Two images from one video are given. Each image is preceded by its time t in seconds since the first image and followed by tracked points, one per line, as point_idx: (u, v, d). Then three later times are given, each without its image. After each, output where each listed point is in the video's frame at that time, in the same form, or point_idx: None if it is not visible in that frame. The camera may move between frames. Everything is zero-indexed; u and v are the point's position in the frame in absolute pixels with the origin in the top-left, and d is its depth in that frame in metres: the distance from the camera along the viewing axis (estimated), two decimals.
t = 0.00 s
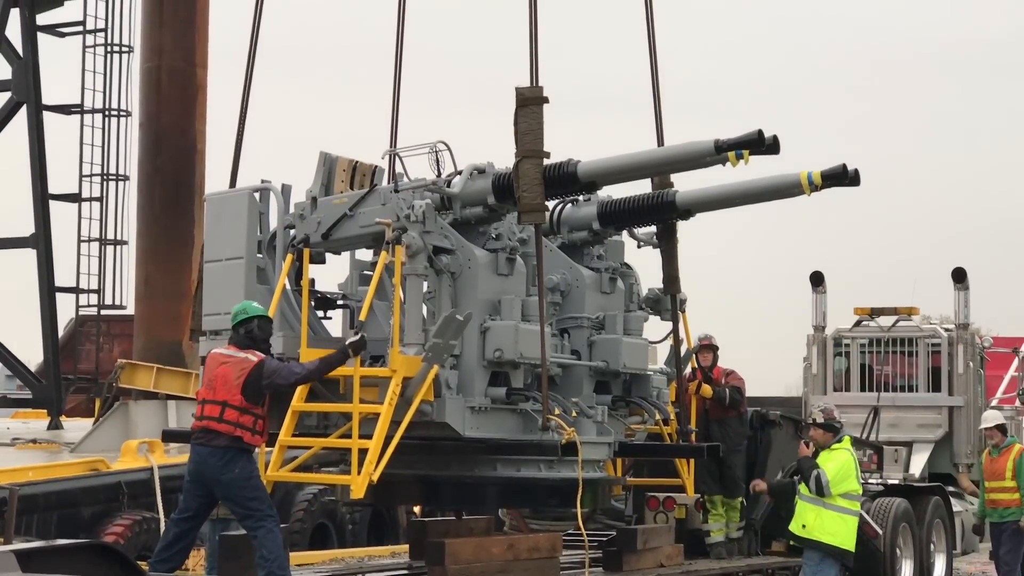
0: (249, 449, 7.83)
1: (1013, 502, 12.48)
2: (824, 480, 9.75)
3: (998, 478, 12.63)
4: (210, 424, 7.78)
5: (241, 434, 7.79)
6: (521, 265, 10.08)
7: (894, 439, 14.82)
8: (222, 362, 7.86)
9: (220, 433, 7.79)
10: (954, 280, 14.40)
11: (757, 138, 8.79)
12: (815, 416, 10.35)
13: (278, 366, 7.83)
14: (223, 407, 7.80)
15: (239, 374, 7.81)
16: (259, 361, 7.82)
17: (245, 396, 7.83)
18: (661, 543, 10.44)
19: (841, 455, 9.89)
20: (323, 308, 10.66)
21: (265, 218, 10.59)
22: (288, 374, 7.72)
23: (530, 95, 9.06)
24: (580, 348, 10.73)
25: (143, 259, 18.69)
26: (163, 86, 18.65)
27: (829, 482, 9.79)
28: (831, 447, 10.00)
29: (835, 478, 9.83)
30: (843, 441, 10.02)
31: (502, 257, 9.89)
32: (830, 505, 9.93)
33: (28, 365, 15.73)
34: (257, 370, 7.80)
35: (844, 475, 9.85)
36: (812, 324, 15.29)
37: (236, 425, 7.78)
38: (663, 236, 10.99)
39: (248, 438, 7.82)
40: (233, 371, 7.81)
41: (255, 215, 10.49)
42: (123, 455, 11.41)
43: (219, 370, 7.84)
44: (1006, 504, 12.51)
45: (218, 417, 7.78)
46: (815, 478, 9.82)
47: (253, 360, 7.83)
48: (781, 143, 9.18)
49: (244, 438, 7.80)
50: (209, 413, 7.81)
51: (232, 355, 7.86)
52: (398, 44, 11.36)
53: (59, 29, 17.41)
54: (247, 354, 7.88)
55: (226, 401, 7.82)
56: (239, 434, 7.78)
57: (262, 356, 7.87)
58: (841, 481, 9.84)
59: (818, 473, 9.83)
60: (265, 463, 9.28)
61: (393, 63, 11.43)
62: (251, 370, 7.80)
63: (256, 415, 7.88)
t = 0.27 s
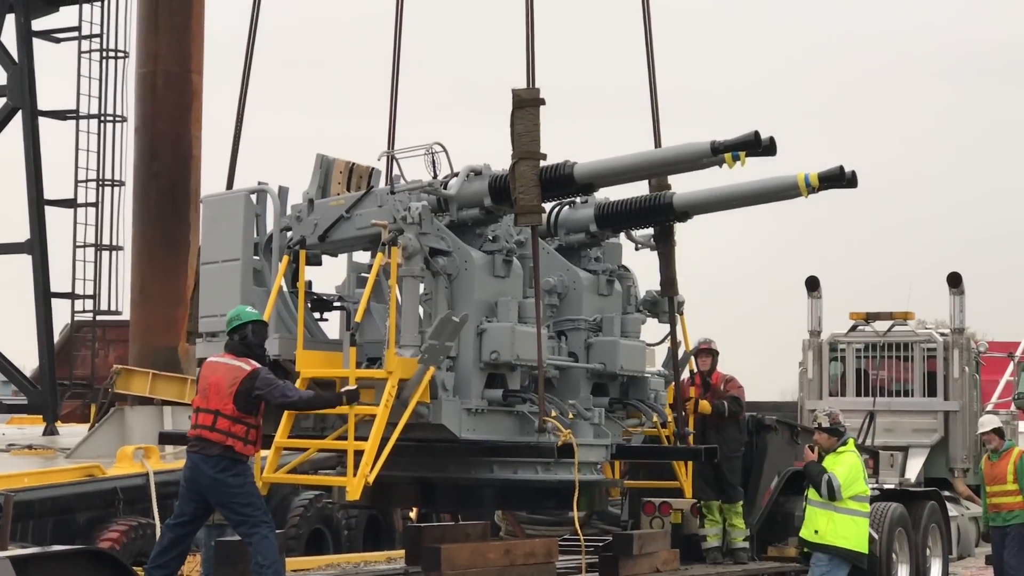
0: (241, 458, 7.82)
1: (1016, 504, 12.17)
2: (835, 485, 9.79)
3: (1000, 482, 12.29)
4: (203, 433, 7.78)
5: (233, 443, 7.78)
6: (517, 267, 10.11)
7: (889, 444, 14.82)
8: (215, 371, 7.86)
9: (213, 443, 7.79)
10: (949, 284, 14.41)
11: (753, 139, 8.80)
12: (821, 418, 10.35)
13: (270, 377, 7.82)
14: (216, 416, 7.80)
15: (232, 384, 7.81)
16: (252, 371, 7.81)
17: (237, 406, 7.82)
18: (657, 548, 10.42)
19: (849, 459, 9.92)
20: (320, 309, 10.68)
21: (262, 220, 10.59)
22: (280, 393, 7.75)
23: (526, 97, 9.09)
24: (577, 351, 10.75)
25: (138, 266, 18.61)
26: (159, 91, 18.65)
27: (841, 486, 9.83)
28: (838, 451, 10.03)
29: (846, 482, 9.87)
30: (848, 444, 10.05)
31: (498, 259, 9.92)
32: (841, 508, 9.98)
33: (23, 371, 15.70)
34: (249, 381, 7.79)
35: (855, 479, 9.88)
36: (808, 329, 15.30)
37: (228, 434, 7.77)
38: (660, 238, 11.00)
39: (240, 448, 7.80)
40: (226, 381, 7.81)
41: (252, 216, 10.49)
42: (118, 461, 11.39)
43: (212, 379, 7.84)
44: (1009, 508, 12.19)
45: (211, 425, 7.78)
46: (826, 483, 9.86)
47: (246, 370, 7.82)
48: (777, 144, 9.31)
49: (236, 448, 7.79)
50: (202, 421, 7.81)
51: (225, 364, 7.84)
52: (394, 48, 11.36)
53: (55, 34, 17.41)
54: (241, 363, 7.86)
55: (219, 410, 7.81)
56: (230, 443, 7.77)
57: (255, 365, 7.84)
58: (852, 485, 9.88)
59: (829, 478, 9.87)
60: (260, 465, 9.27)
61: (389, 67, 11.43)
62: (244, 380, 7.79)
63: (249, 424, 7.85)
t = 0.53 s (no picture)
0: (238, 464, 7.80)
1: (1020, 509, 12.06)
2: (844, 492, 9.76)
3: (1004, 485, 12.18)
4: (200, 438, 7.78)
5: (228, 449, 7.76)
6: (516, 268, 10.11)
7: (887, 448, 14.82)
8: (215, 377, 7.86)
9: (209, 448, 7.78)
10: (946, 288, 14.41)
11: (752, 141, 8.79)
12: (828, 422, 10.17)
13: (269, 386, 7.84)
14: (213, 422, 7.79)
15: (230, 390, 7.81)
16: (251, 377, 7.82)
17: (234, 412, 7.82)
18: (655, 553, 10.39)
19: (856, 465, 9.90)
20: (319, 311, 10.69)
21: (260, 222, 10.59)
22: (278, 401, 7.78)
23: (524, 98, 9.09)
24: (576, 353, 10.75)
25: (136, 271, 18.60)
26: (156, 96, 18.65)
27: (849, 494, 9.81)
28: (844, 457, 9.98)
29: (854, 489, 9.86)
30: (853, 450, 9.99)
31: (497, 260, 9.92)
32: (848, 514, 9.97)
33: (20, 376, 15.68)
34: (247, 387, 7.80)
35: (861, 485, 9.88)
36: (805, 333, 15.30)
37: (224, 440, 7.76)
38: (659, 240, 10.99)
39: (236, 454, 7.78)
40: (224, 387, 7.81)
41: (250, 218, 10.49)
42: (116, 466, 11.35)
43: (211, 385, 7.85)
44: (1012, 511, 12.11)
45: (207, 431, 7.78)
46: (834, 491, 9.82)
47: (245, 376, 7.83)
48: (776, 146, 9.30)
49: (232, 454, 7.77)
50: (199, 427, 7.81)
51: (223, 370, 7.85)
52: (392, 53, 11.36)
53: (52, 39, 17.41)
54: (240, 369, 7.88)
55: (216, 416, 7.81)
56: (226, 449, 7.75)
57: (254, 372, 7.86)
58: (859, 491, 9.87)
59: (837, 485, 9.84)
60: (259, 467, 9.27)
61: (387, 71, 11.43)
62: (242, 386, 7.80)
63: (246, 430, 7.84)
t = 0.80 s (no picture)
0: (235, 473, 7.80)
1: None
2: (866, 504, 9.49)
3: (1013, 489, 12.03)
4: (198, 445, 7.81)
5: (224, 458, 7.77)
6: (517, 273, 10.11)
7: (887, 452, 14.80)
8: (219, 385, 7.86)
9: (207, 455, 7.81)
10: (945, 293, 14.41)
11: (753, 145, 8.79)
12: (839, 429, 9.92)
13: (271, 397, 7.80)
14: (212, 430, 7.81)
15: (230, 399, 7.80)
16: (253, 388, 7.80)
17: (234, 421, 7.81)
18: (655, 558, 10.35)
19: (874, 476, 9.66)
20: (319, 316, 10.68)
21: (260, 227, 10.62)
22: (280, 413, 7.73)
23: (525, 103, 9.07)
24: (577, 358, 10.75)
25: (135, 275, 18.59)
26: (154, 101, 18.63)
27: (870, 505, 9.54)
28: (859, 467, 9.74)
29: (873, 500, 9.60)
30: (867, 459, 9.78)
31: (498, 265, 9.92)
32: (864, 526, 9.69)
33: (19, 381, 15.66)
34: (248, 398, 7.79)
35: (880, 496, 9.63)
36: (804, 338, 15.29)
37: (222, 448, 7.77)
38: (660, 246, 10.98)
39: (232, 463, 7.78)
40: (225, 396, 7.81)
41: (250, 223, 10.53)
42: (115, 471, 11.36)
43: (213, 393, 7.86)
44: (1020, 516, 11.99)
45: (206, 438, 7.80)
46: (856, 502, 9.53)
47: (247, 386, 7.81)
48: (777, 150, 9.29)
49: (228, 463, 7.77)
50: (200, 433, 7.84)
51: (226, 378, 7.85)
52: (392, 59, 11.36)
53: (51, 44, 17.40)
54: (245, 379, 7.86)
55: (215, 424, 7.82)
56: (222, 457, 7.77)
57: (257, 383, 7.84)
58: (877, 502, 9.63)
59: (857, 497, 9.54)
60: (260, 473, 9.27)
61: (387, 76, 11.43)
62: (242, 396, 7.79)
63: (244, 440, 7.83)
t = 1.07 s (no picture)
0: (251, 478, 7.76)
1: None
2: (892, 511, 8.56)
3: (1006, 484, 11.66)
4: (217, 449, 7.78)
5: (241, 462, 7.73)
6: (519, 275, 10.13)
7: (888, 453, 14.78)
8: (241, 389, 7.84)
9: (225, 458, 7.78)
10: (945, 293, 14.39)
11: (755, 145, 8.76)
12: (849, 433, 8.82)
13: (290, 406, 7.76)
14: (231, 433, 7.78)
15: (252, 404, 7.76)
16: (274, 394, 7.76)
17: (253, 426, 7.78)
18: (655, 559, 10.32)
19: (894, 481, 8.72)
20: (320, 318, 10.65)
21: (263, 228, 10.70)
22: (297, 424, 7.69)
23: (528, 104, 9.00)
24: (579, 359, 10.75)
25: (136, 276, 18.58)
26: (155, 101, 18.61)
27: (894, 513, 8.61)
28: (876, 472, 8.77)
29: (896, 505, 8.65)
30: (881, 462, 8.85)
31: (500, 266, 9.92)
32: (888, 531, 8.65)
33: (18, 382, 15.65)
34: (270, 404, 7.75)
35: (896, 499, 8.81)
36: (805, 338, 15.29)
37: (239, 452, 7.74)
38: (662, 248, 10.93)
39: (248, 468, 7.75)
40: (247, 400, 7.77)
41: (253, 224, 10.56)
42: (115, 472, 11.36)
43: (236, 396, 7.82)
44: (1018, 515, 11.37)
45: (225, 442, 7.78)
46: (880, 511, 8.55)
47: (269, 392, 7.77)
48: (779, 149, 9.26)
49: (245, 467, 7.73)
50: (218, 437, 7.82)
51: (250, 383, 7.82)
52: (393, 59, 11.34)
53: (51, 45, 17.38)
54: (267, 385, 7.82)
55: (234, 428, 7.79)
56: (238, 462, 7.74)
57: (278, 390, 7.79)
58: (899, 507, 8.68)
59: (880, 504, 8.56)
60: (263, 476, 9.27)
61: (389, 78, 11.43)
62: (264, 401, 7.75)
63: (262, 446, 7.78)
